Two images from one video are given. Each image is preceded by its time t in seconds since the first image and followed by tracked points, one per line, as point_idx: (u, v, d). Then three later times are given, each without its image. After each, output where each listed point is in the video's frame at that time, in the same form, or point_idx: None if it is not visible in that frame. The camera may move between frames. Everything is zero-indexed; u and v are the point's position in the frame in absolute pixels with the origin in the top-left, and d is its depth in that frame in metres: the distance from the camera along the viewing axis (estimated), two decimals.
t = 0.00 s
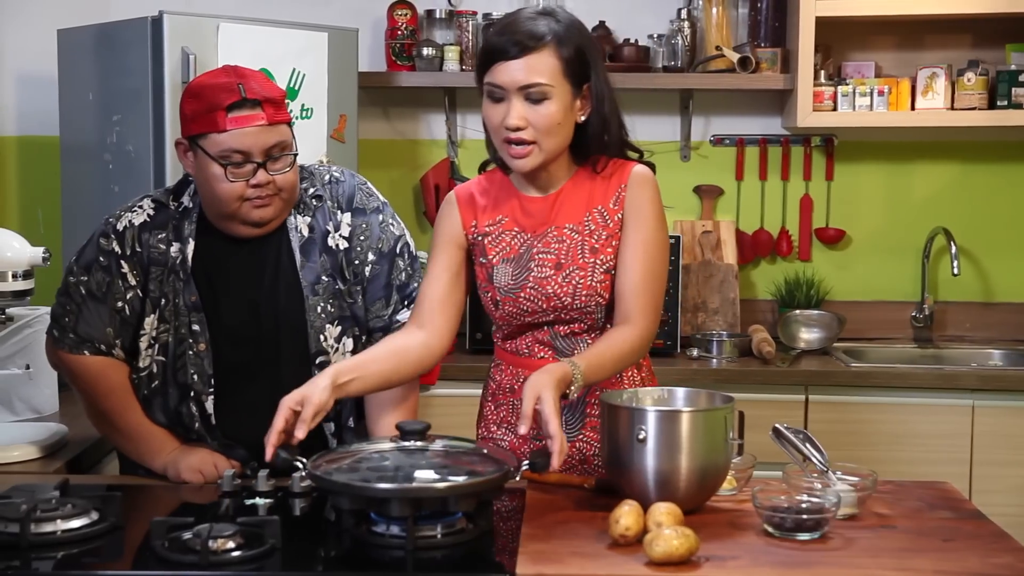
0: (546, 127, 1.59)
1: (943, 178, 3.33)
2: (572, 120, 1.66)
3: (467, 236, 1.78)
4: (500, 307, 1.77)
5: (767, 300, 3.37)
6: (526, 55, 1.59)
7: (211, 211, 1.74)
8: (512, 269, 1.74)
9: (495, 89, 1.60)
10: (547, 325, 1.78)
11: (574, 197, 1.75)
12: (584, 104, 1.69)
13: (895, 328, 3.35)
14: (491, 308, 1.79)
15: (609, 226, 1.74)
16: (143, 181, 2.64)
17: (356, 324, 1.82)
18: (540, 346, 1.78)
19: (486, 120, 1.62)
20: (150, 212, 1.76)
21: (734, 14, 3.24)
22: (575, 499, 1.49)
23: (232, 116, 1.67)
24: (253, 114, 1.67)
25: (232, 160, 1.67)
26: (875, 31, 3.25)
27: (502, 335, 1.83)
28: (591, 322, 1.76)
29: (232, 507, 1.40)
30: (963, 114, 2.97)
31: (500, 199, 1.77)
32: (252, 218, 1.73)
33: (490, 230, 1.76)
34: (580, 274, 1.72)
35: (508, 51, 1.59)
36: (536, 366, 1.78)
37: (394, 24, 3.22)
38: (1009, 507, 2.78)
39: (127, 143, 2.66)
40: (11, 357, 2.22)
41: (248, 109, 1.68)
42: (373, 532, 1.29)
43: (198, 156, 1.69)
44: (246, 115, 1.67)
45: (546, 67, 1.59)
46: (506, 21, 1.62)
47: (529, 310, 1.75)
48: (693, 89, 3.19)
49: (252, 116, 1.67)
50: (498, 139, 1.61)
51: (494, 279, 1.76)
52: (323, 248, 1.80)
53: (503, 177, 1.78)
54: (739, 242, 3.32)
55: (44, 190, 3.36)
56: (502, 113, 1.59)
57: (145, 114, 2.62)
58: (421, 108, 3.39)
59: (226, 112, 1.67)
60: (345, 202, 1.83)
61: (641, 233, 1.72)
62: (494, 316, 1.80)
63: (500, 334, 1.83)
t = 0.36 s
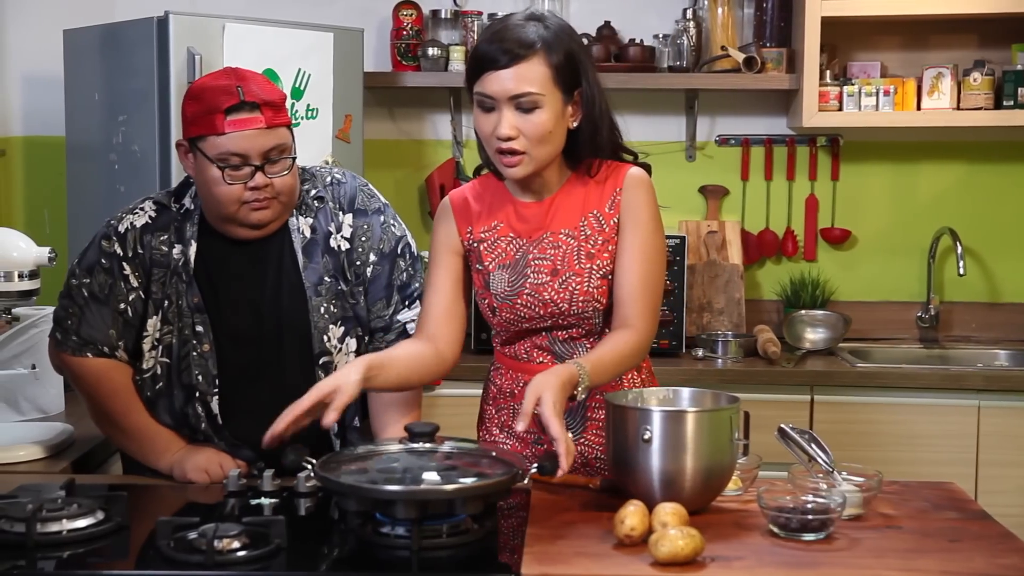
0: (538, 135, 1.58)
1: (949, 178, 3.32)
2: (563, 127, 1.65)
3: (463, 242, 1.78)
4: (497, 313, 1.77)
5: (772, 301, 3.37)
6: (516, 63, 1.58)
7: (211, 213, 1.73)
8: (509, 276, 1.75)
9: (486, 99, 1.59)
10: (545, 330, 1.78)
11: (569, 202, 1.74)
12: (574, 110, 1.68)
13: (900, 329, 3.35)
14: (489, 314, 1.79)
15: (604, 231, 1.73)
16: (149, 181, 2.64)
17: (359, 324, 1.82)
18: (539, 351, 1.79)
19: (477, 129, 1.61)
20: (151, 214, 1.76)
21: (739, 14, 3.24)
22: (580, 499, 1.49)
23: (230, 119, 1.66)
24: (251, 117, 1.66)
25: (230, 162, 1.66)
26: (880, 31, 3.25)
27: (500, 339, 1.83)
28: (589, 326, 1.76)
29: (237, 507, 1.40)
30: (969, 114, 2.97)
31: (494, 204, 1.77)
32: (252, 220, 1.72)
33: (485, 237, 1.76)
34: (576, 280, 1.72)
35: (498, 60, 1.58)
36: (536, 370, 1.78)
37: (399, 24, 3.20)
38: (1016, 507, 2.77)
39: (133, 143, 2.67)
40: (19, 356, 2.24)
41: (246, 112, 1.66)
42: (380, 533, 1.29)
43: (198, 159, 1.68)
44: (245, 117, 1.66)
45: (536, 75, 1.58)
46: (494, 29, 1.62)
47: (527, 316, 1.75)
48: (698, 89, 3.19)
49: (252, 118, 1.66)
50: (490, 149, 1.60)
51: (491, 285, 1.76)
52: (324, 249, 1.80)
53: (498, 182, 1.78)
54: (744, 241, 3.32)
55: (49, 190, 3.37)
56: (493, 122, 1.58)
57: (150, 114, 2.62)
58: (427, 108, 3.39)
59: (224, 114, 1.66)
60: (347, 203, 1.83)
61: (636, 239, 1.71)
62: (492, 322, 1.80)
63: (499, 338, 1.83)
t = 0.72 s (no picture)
0: (558, 137, 1.59)
1: (958, 177, 3.31)
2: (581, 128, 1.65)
3: (479, 238, 1.78)
4: (511, 310, 1.77)
5: (781, 301, 3.36)
6: (534, 65, 1.58)
7: (216, 215, 1.72)
8: (523, 272, 1.74)
9: (503, 100, 1.59)
10: (557, 328, 1.77)
11: (585, 201, 1.75)
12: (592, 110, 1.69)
13: (909, 329, 3.34)
14: (501, 311, 1.78)
15: (620, 230, 1.73)
16: (158, 180, 2.64)
17: (366, 325, 1.82)
18: (551, 349, 1.78)
19: (494, 130, 1.62)
20: (159, 215, 1.77)
21: (748, 14, 3.23)
22: (589, 499, 1.49)
23: (236, 122, 1.65)
24: (256, 121, 1.65)
25: (236, 164, 1.66)
26: (890, 31, 3.24)
27: (512, 336, 1.83)
28: (602, 325, 1.76)
29: (247, 506, 1.41)
30: (979, 113, 2.96)
31: (510, 201, 1.77)
32: (257, 221, 1.72)
33: (500, 233, 1.76)
34: (591, 278, 1.72)
35: (516, 62, 1.58)
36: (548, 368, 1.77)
37: (407, 23, 3.22)
38: None
39: (142, 143, 2.67)
40: (28, 356, 2.23)
41: (252, 115, 1.66)
42: (388, 532, 1.29)
43: (204, 161, 1.68)
44: (252, 120, 1.65)
45: (554, 78, 1.58)
46: (512, 29, 1.62)
47: (540, 313, 1.75)
48: (707, 88, 3.18)
49: (258, 121, 1.65)
50: (507, 150, 1.61)
51: (505, 282, 1.76)
52: (332, 250, 1.80)
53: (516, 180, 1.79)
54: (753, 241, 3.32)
55: (59, 190, 3.38)
56: (511, 124, 1.59)
57: (159, 114, 2.63)
58: (435, 108, 3.39)
59: (230, 118, 1.65)
60: (354, 204, 1.83)
61: (652, 238, 1.71)
62: (504, 319, 1.80)
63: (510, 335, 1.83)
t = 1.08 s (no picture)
0: (580, 134, 1.58)
1: (970, 177, 3.30)
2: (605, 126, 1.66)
3: (498, 235, 1.78)
4: (528, 306, 1.77)
5: (792, 301, 3.36)
6: (559, 61, 1.58)
7: (226, 216, 1.73)
8: (541, 269, 1.74)
9: (528, 96, 1.59)
10: (573, 325, 1.77)
11: (605, 199, 1.74)
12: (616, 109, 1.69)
13: (920, 329, 3.33)
14: (518, 307, 1.78)
15: (639, 229, 1.73)
16: (170, 180, 2.65)
17: (375, 326, 1.82)
18: (566, 346, 1.78)
19: (518, 126, 1.62)
20: (169, 216, 1.77)
21: (759, 13, 3.23)
22: (599, 499, 1.49)
23: (245, 123, 1.65)
24: (265, 121, 1.65)
25: (246, 165, 1.66)
26: (902, 30, 3.23)
27: (528, 333, 1.83)
28: (618, 323, 1.75)
29: (258, 505, 1.41)
30: (990, 113, 2.95)
31: (530, 199, 1.77)
32: (267, 222, 1.72)
33: (520, 230, 1.76)
34: (608, 276, 1.72)
35: (541, 59, 1.59)
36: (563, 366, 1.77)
37: (418, 23, 3.22)
38: None
39: (154, 143, 2.68)
40: (40, 356, 2.26)
41: (260, 116, 1.65)
42: (399, 532, 1.28)
43: (214, 164, 1.67)
44: (261, 121, 1.65)
45: (578, 75, 1.59)
46: (538, 27, 1.62)
47: (557, 310, 1.75)
48: (718, 88, 3.18)
49: (267, 122, 1.65)
50: (530, 146, 1.61)
51: (523, 279, 1.76)
52: (342, 250, 1.80)
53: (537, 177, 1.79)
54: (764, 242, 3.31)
55: (71, 190, 3.39)
56: (534, 120, 1.59)
57: (171, 114, 2.64)
58: (446, 108, 3.39)
59: (239, 119, 1.65)
60: (363, 205, 1.83)
61: (672, 238, 1.71)
62: (521, 316, 1.79)
63: (527, 332, 1.83)
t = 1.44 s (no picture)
0: (593, 134, 1.59)
1: (974, 178, 3.30)
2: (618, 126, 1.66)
3: (507, 232, 1.78)
4: (536, 304, 1.76)
5: (797, 301, 3.35)
6: (574, 62, 1.59)
7: (230, 217, 1.73)
8: (550, 266, 1.75)
9: (542, 96, 1.60)
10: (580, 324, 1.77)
11: (614, 200, 1.75)
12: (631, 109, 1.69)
13: (924, 330, 3.33)
14: (526, 305, 1.78)
15: (649, 229, 1.73)
16: (174, 180, 2.65)
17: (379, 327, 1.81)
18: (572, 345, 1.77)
19: (531, 125, 1.62)
20: (172, 216, 1.77)
21: (763, 13, 3.22)
22: (603, 499, 1.49)
23: (247, 124, 1.65)
24: (267, 122, 1.65)
25: (248, 166, 1.66)
26: (906, 30, 3.23)
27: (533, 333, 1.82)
28: (624, 323, 1.75)
29: (262, 505, 1.41)
30: (995, 113, 2.95)
31: (541, 197, 1.78)
32: (271, 222, 1.72)
33: (529, 227, 1.76)
34: (617, 275, 1.72)
35: (554, 59, 1.59)
36: (569, 365, 1.77)
37: (423, 24, 3.21)
38: None
39: (158, 143, 2.68)
40: (45, 356, 2.28)
41: (263, 117, 1.66)
42: (402, 532, 1.28)
43: (218, 164, 1.68)
44: (263, 121, 1.66)
45: (592, 76, 1.59)
46: (553, 27, 1.63)
47: (564, 308, 1.74)
48: (722, 88, 3.18)
49: (269, 122, 1.66)
50: (543, 145, 1.61)
51: (531, 276, 1.76)
52: (345, 251, 1.80)
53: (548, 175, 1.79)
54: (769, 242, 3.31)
55: (75, 190, 3.40)
56: (548, 120, 1.59)
57: (175, 114, 2.64)
58: (450, 108, 3.39)
59: (241, 120, 1.65)
60: (367, 206, 1.83)
61: (683, 239, 1.71)
62: (528, 314, 1.79)
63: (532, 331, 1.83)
